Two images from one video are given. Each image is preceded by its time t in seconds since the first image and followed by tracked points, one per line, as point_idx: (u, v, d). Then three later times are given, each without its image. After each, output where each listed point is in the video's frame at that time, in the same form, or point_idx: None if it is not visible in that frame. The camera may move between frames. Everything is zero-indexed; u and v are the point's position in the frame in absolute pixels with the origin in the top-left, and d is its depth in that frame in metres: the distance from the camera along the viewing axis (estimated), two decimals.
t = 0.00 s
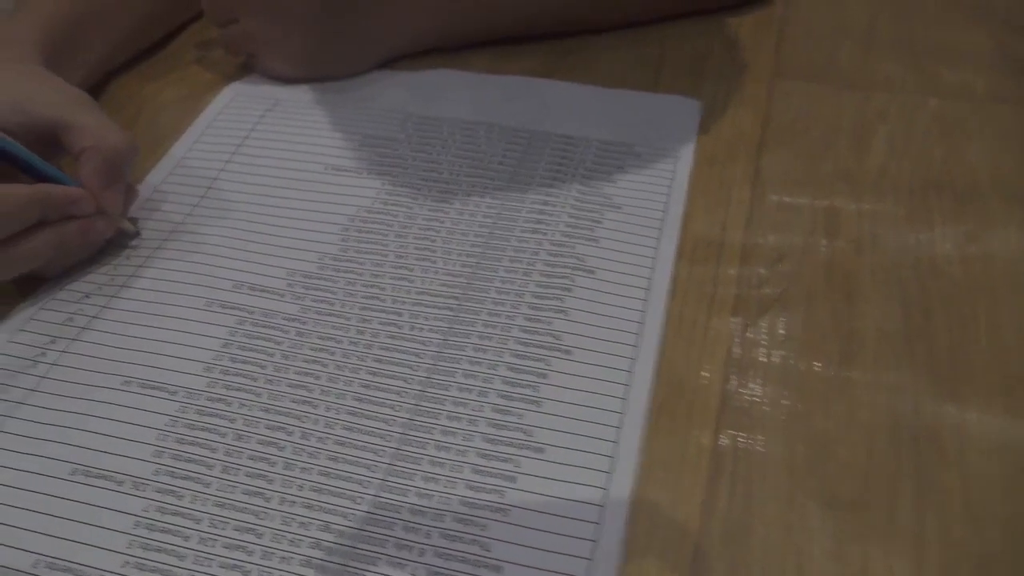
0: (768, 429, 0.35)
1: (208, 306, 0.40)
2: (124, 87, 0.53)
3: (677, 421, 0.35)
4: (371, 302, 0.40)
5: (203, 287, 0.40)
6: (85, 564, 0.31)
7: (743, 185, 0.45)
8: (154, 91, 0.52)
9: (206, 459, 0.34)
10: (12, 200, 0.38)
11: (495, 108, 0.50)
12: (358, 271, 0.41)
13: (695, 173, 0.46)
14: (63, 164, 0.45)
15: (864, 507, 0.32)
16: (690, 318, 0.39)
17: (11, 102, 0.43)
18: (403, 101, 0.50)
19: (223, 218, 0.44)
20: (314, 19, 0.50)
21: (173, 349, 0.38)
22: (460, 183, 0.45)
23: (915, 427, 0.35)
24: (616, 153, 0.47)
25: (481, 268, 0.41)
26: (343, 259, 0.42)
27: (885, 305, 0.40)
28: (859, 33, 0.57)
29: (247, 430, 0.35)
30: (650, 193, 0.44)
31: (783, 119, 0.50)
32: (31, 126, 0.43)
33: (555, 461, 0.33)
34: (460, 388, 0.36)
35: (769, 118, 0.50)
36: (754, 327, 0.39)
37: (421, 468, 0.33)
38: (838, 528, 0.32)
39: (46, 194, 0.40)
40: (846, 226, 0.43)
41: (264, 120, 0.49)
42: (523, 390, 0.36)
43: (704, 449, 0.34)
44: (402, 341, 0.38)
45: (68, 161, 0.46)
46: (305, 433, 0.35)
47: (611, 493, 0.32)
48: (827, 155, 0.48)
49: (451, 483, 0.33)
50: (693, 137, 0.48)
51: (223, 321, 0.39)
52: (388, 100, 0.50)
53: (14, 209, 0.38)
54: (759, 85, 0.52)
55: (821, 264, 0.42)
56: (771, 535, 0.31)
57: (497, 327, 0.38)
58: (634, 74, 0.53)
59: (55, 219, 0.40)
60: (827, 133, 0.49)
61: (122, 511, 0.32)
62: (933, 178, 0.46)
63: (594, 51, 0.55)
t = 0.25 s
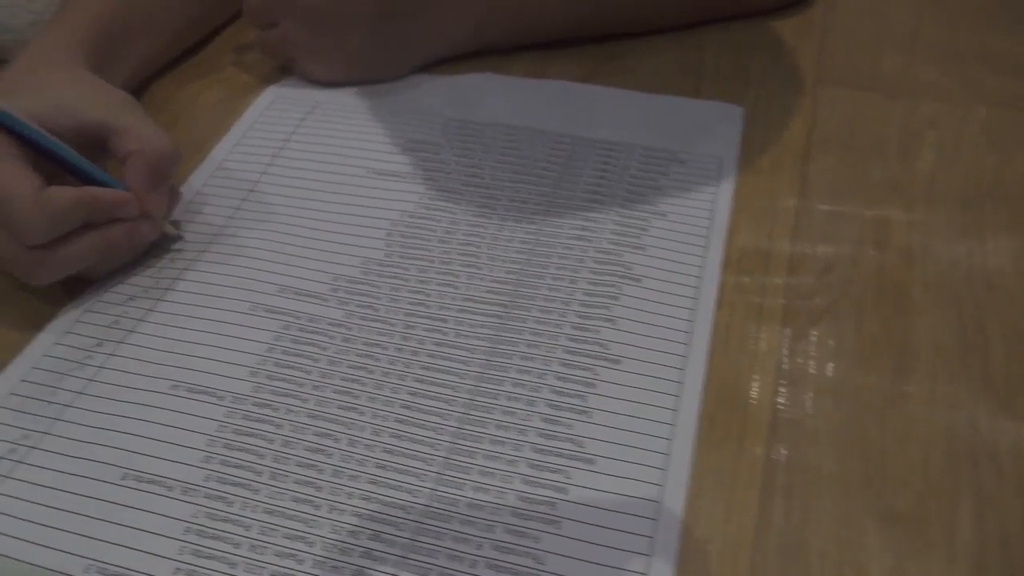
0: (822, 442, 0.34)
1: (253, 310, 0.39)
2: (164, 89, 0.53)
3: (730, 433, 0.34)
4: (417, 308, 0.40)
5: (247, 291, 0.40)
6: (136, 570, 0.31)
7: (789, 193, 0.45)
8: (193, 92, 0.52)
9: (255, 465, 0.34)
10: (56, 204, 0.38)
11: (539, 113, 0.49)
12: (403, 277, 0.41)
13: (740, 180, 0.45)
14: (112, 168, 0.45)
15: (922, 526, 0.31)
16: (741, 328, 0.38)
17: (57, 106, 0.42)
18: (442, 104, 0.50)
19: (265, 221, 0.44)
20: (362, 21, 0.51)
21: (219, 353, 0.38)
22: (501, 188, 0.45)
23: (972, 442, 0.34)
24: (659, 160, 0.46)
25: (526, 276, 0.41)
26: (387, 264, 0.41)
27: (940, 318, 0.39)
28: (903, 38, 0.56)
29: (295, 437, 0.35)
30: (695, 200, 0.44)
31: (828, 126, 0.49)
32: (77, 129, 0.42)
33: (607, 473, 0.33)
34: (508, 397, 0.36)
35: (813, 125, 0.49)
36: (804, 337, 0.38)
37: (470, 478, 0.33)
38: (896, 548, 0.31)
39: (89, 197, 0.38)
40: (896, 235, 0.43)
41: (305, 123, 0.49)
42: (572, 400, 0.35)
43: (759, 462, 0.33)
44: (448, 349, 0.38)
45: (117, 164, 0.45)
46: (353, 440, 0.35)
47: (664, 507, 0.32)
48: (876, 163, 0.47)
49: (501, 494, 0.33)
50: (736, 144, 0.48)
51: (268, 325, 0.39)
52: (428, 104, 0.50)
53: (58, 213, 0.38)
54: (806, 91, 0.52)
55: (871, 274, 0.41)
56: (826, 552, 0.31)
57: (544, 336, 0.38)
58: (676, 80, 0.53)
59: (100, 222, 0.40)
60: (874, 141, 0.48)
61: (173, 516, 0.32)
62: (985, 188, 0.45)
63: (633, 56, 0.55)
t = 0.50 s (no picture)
0: (898, 468, 0.33)
1: (313, 317, 0.39)
2: (219, 90, 0.53)
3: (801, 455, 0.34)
4: (477, 317, 0.39)
5: (306, 297, 0.40)
6: None
7: (854, 207, 0.44)
8: (250, 94, 0.52)
9: (320, 475, 0.34)
10: (118, 201, 0.38)
11: (596, 119, 0.49)
12: (462, 286, 0.40)
13: (803, 192, 0.44)
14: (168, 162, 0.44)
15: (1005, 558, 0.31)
16: (809, 346, 0.37)
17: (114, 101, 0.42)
18: (497, 110, 0.49)
19: (322, 225, 0.43)
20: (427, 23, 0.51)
21: (281, 360, 0.38)
22: (560, 197, 0.44)
23: None
24: (720, 170, 0.45)
25: (588, 286, 0.40)
26: (446, 272, 0.41)
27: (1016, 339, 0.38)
28: (968, 47, 0.54)
29: (358, 447, 0.34)
30: (759, 213, 0.43)
31: (892, 137, 0.48)
32: (134, 125, 0.42)
33: (677, 493, 0.32)
34: (574, 412, 0.35)
35: (878, 136, 0.48)
36: (875, 356, 0.37)
37: (537, 494, 0.33)
38: None
39: (149, 194, 0.38)
40: (967, 253, 0.42)
41: (360, 127, 0.49)
42: (638, 416, 0.35)
43: (832, 487, 0.33)
44: (511, 359, 0.37)
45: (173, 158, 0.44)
46: (417, 452, 0.34)
47: (736, 530, 0.31)
48: (943, 177, 0.46)
49: (569, 511, 0.32)
50: (798, 154, 0.46)
51: (329, 333, 0.39)
52: (482, 109, 0.50)
53: (120, 211, 0.38)
54: (868, 101, 0.50)
55: (943, 292, 0.40)
56: None
57: (608, 349, 0.37)
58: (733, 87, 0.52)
59: (161, 220, 0.39)
60: (941, 154, 0.47)
61: (239, 526, 0.32)
62: None
63: (688, 62, 0.54)
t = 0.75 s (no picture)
0: (958, 497, 0.33)
1: (363, 327, 0.39)
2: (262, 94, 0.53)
3: (859, 481, 0.33)
4: (526, 331, 0.38)
5: (355, 307, 0.40)
6: None
7: (907, 225, 0.43)
8: (294, 100, 0.52)
9: (372, 489, 0.33)
10: (177, 207, 0.38)
11: (643, 129, 0.48)
12: (510, 298, 0.40)
13: (854, 208, 0.44)
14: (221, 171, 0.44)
15: None
16: (864, 368, 0.37)
17: (173, 107, 0.42)
18: (540, 122, 0.49)
19: (370, 235, 0.43)
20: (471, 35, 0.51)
21: (331, 371, 0.38)
22: (608, 208, 0.44)
23: None
24: (767, 187, 0.44)
25: (638, 301, 0.39)
26: (494, 284, 0.41)
27: None
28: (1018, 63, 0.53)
29: (412, 462, 0.34)
30: (811, 230, 0.42)
31: (943, 154, 0.47)
32: (192, 132, 0.41)
33: (733, 516, 0.32)
34: (627, 430, 0.35)
35: (928, 153, 0.47)
36: (932, 380, 0.37)
37: (592, 514, 0.32)
38: None
39: (207, 200, 0.38)
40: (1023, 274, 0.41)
41: (405, 134, 0.49)
42: (693, 437, 0.34)
43: (890, 515, 0.32)
44: (562, 375, 0.37)
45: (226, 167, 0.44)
46: (470, 467, 0.34)
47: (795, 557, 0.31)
48: (996, 196, 0.45)
49: (625, 533, 0.32)
50: (848, 170, 0.46)
51: (379, 345, 0.38)
52: (527, 118, 0.49)
53: (179, 217, 0.38)
54: (918, 116, 0.50)
55: (999, 314, 0.39)
56: None
57: (660, 367, 0.37)
58: (780, 99, 0.51)
59: (216, 226, 0.39)
60: (993, 173, 0.46)
61: (293, 539, 0.32)
62: None
63: (734, 72, 0.53)
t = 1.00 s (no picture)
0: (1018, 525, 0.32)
1: (408, 338, 0.39)
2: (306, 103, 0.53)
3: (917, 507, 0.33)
4: (575, 347, 0.38)
5: (400, 317, 0.40)
6: None
7: (958, 242, 0.43)
8: (336, 107, 0.52)
9: (422, 505, 0.33)
10: (232, 207, 0.37)
11: (687, 139, 0.47)
12: (557, 312, 0.40)
13: (904, 224, 0.43)
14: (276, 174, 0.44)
15: None
16: (918, 390, 0.36)
17: (234, 108, 0.43)
18: (583, 130, 0.48)
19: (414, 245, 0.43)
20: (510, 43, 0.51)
21: (378, 383, 0.37)
22: (654, 221, 0.43)
23: None
24: (815, 203, 0.44)
25: (687, 317, 0.39)
26: (540, 296, 0.40)
27: None
28: None
29: (462, 478, 0.34)
30: (861, 246, 0.42)
31: (993, 169, 0.47)
32: (251, 134, 0.42)
33: (789, 541, 0.32)
34: (679, 449, 0.34)
35: (977, 168, 0.47)
36: (988, 404, 0.36)
37: (646, 535, 0.32)
38: None
39: (261, 202, 0.38)
40: None
41: (448, 143, 0.48)
42: (747, 458, 0.34)
43: (950, 543, 0.32)
44: (612, 392, 0.37)
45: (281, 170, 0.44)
46: (521, 484, 0.34)
47: None
48: None
49: (680, 555, 0.31)
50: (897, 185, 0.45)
51: (426, 357, 0.38)
52: (570, 127, 0.49)
53: (234, 217, 0.37)
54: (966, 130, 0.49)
55: None
56: None
57: (711, 385, 0.36)
58: (825, 109, 0.50)
59: (268, 228, 0.39)
60: None
61: (343, 554, 0.32)
62: None
63: (778, 80, 0.53)
